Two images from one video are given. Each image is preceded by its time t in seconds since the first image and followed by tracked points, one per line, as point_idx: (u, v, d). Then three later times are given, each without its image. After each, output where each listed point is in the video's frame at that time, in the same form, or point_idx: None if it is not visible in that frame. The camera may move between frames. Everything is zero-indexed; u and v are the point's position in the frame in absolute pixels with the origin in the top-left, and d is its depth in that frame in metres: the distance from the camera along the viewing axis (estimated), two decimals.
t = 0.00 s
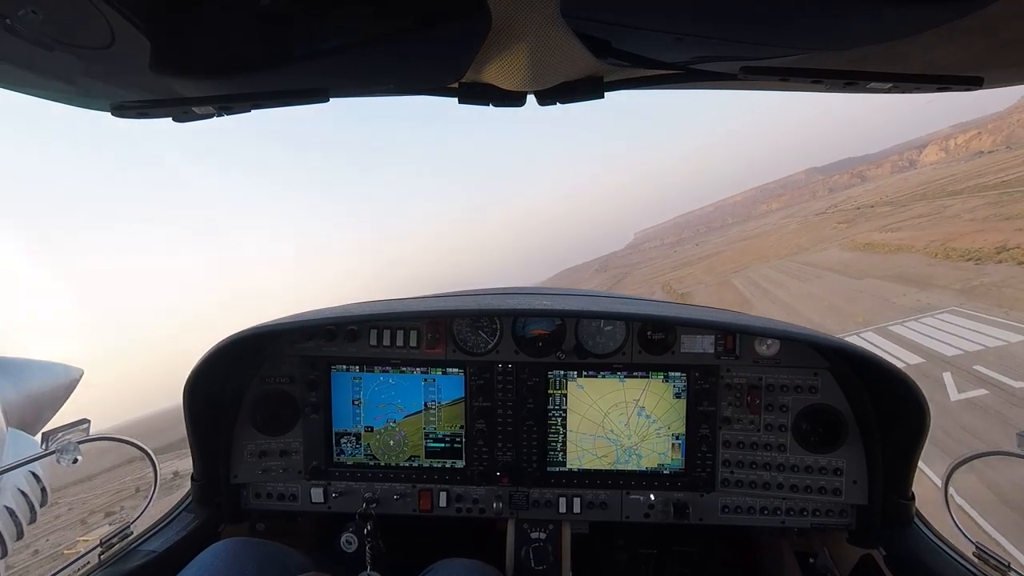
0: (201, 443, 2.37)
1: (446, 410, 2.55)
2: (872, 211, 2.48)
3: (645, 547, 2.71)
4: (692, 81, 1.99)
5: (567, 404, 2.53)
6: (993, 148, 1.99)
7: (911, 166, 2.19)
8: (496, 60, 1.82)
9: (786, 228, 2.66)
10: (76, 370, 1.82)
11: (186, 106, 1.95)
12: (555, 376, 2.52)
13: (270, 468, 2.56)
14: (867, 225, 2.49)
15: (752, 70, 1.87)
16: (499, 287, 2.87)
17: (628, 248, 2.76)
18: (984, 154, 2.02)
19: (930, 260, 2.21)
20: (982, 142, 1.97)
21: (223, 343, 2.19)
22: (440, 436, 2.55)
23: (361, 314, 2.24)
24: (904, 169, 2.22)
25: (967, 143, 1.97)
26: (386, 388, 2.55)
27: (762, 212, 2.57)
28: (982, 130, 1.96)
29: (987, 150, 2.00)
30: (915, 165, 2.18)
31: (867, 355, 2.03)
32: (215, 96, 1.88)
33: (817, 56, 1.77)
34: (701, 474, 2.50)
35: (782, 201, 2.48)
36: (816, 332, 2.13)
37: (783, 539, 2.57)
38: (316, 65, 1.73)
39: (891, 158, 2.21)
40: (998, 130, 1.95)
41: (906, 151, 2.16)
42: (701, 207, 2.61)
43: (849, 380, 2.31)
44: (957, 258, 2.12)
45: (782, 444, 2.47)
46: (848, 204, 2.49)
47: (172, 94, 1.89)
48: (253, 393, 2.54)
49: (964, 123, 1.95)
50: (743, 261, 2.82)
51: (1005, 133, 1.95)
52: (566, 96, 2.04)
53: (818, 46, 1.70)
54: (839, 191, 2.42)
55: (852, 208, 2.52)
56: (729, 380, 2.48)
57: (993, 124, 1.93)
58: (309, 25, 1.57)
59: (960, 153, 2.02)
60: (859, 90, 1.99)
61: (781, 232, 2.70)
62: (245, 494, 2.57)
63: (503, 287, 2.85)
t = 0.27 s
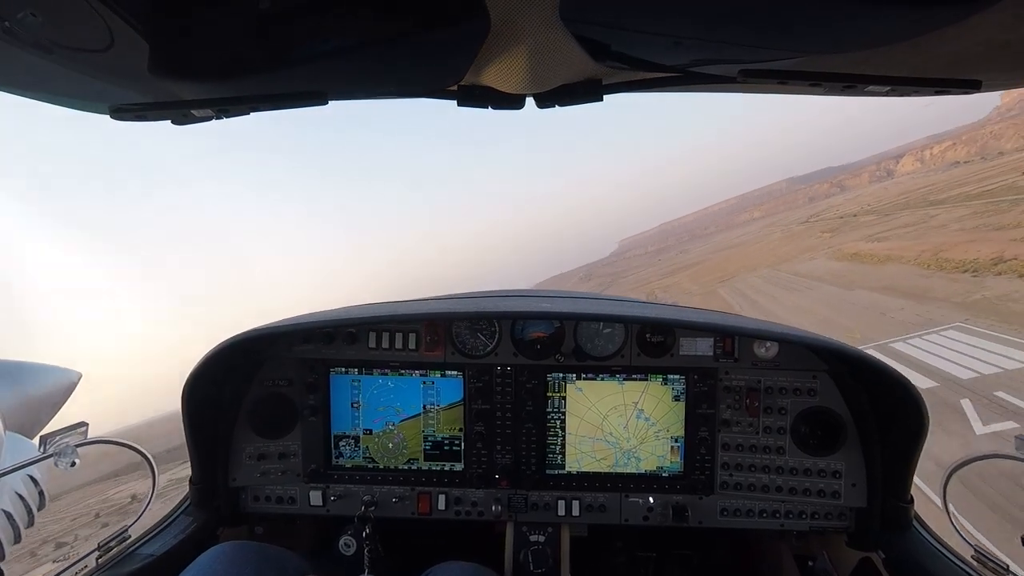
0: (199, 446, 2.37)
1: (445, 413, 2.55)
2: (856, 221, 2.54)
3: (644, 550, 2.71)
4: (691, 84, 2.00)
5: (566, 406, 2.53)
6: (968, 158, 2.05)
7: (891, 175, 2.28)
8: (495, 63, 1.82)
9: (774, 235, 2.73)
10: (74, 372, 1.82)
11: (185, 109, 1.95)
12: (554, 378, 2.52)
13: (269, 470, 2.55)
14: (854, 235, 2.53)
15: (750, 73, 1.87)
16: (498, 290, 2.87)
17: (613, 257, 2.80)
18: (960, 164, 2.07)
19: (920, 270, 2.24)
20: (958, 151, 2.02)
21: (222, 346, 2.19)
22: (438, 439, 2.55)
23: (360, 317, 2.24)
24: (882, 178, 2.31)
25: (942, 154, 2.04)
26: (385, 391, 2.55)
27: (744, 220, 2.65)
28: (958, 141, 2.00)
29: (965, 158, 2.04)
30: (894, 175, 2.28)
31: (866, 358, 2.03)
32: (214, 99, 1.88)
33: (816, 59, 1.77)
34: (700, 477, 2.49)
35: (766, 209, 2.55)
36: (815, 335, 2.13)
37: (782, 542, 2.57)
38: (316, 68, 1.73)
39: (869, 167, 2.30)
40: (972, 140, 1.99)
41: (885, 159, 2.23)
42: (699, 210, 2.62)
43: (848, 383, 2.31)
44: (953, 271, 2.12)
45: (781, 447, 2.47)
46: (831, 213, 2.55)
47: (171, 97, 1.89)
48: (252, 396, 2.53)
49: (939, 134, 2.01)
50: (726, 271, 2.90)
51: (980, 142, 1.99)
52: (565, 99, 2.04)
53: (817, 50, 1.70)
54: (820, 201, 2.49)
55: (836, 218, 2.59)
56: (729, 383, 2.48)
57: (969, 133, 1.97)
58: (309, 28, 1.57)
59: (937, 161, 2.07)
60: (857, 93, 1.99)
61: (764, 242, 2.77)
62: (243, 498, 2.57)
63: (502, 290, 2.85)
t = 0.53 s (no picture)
0: (196, 449, 2.36)
1: (443, 416, 2.55)
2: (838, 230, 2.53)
3: (641, 553, 2.71)
4: (688, 87, 2.00)
5: (564, 409, 2.53)
6: (943, 168, 2.09)
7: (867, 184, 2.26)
8: (493, 66, 1.83)
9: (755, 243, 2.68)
10: (71, 375, 1.80)
11: (182, 112, 1.96)
12: (552, 381, 2.52)
13: (266, 473, 2.55)
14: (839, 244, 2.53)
15: (747, 76, 1.88)
16: (496, 292, 2.87)
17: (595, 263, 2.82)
18: (935, 172, 2.12)
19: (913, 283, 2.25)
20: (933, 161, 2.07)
21: (219, 349, 2.18)
22: (436, 442, 2.55)
23: (357, 319, 2.24)
24: (859, 187, 2.28)
25: (916, 162, 2.11)
26: (382, 394, 2.54)
27: (725, 228, 2.61)
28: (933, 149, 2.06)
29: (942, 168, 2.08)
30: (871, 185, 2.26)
31: (863, 361, 2.03)
32: (212, 101, 1.89)
33: (812, 63, 1.78)
34: (697, 480, 2.49)
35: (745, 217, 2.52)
36: (812, 338, 2.13)
37: (779, 544, 2.57)
38: (314, 71, 1.73)
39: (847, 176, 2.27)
40: (945, 149, 2.05)
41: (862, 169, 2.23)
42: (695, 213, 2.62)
43: (845, 385, 2.32)
44: (951, 282, 2.14)
45: (779, 450, 2.47)
46: (811, 221, 2.52)
47: (169, 100, 1.89)
48: (250, 399, 2.53)
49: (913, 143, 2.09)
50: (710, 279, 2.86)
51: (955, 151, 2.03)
52: (562, 101, 2.05)
53: (813, 53, 1.71)
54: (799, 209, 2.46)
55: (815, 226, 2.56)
56: (726, 386, 2.48)
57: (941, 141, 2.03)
58: (307, 31, 1.57)
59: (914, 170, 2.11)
60: (854, 96, 2.00)
61: (747, 249, 2.74)
62: (241, 501, 2.56)
63: (500, 292, 2.85)
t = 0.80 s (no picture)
0: (192, 451, 2.36)
1: (440, 417, 2.55)
2: (821, 239, 2.64)
3: (638, 554, 2.71)
4: (685, 90, 2.01)
5: (561, 411, 2.53)
6: (917, 177, 2.19)
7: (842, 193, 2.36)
8: (490, 68, 1.83)
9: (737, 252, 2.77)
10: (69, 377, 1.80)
11: (179, 113, 1.96)
12: (549, 383, 2.52)
13: (262, 476, 2.54)
14: (822, 254, 2.63)
15: (743, 78, 1.88)
16: (493, 294, 2.88)
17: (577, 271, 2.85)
18: (910, 182, 2.22)
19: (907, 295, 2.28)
20: (906, 171, 2.19)
21: (215, 351, 2.18)
22: (433, 443, 2.55)
23: (355, 321, 2.24)
24: (835, 196, 2.38)
25: (891, 172, 2.22)
26: (379, 396, 2.54)
27: (705, 235, 2.65)
28: (904, 159, 2.17)
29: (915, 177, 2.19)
30: (846, 192, 2.36)
31: (858, 363, 2.04)
32: (208, 103, 1.89)
33: (807, 65, 1.78)
34: (694, 481, 2.49)
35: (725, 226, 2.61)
36: (808, 340, 2.14)
37: (775, 546, 2.58)
38: (311, 72, 1.73)
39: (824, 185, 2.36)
40: (919, 159, 2.14)
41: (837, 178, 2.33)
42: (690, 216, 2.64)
43: (842, 387, 2.32)
44: (949, 296, 2.16)
45: (775, 451, 2.47)
46: (791, 230, 2.61)
47: (165, 101, 1.89)
48: (246, 401, 2.52)
49: (886, 155, 2.18)
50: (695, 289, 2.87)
51: (926, 161, 2.14)
52: (559, 103, 2.05)
53: (808, 56, 1.72)
54: (778, 218, 2.57)
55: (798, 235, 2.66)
56: (723, 388, 2.49)
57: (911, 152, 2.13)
58: (304, 33, 1.57)
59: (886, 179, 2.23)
60: (850, 99, 2.01)
61: (728, 258, 2.80)
62: (237, 503, 2.55)
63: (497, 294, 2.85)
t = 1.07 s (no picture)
0: (187, 452, 2.35)
1: (436, 418, 2.55)
2: (803, 248, 2.80)
3: (635, 555, 2.71)
4: (681, 91, 2.01)
5: (557, 411, 2.53)
6: (892, 187, 2.28)
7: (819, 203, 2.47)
8: (486, 68, 1.82)
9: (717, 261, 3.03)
10: (62, 379, 1.81)
11: (174, 114, 1.95)
12: (545, 384, 2.52)
13: (258, 477, 2.54)
14: (807, 264, 2.77)
15: (739, 79, 1.88)
16: (490, 295, 2.88)
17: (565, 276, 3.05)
18: (885, 192, 2.30)
19: (902, 309, 2.37)
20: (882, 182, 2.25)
21: (211, 352, 2.18)
22: (429, 444, 2.54)
23: (351, 321, 2.24)
24: (812, 206, 2.49)
25: (867, 182, 2.28)
26: (375, 397, 2.54)
27: (688, 243, 2.77)
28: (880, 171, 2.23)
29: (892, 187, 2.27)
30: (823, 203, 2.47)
31: (853, 364, 2.04)
32: (203, 103, 1.88)
33: (803, 66, 1.78)
34: (690, 482, 2.50)
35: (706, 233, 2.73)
36: (804, 341, 2.14)
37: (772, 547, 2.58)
38: (306, 73, 1.72)
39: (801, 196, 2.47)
40: (894, 170, 2.20)
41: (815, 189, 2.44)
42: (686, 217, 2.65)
43: (837, 388, 2.33)
44: (947, 312, 2.20)
45: (771, 452, 2.47)
46: (772, 238, 2.85)
47: (160, 102, 1.89)
48: (242, 402, 2.52)
49: (863, 164, 2.26)
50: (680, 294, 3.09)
51: (901, 172, 2.21)
52: (554, 104, 2.05)
53: (804, 57, 1.72)
54: (757, 225, 2.70)
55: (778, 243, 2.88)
56: (719, 388, 2.49)
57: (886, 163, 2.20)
58: (300, 33, 1.56)
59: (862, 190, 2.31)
60: (846, 100, 2.01)
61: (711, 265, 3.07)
62: (232, 504, 2.55)
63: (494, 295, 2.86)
